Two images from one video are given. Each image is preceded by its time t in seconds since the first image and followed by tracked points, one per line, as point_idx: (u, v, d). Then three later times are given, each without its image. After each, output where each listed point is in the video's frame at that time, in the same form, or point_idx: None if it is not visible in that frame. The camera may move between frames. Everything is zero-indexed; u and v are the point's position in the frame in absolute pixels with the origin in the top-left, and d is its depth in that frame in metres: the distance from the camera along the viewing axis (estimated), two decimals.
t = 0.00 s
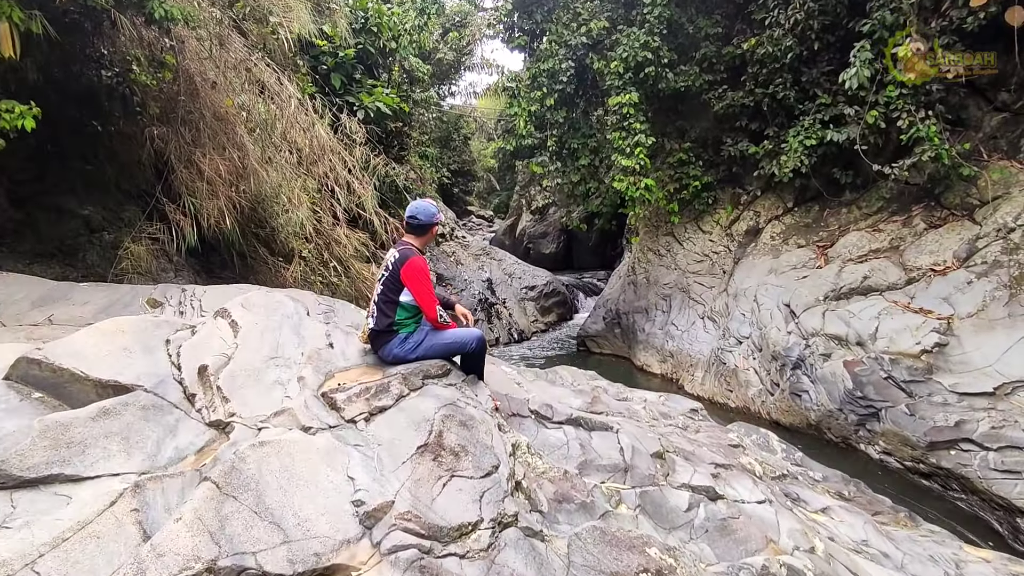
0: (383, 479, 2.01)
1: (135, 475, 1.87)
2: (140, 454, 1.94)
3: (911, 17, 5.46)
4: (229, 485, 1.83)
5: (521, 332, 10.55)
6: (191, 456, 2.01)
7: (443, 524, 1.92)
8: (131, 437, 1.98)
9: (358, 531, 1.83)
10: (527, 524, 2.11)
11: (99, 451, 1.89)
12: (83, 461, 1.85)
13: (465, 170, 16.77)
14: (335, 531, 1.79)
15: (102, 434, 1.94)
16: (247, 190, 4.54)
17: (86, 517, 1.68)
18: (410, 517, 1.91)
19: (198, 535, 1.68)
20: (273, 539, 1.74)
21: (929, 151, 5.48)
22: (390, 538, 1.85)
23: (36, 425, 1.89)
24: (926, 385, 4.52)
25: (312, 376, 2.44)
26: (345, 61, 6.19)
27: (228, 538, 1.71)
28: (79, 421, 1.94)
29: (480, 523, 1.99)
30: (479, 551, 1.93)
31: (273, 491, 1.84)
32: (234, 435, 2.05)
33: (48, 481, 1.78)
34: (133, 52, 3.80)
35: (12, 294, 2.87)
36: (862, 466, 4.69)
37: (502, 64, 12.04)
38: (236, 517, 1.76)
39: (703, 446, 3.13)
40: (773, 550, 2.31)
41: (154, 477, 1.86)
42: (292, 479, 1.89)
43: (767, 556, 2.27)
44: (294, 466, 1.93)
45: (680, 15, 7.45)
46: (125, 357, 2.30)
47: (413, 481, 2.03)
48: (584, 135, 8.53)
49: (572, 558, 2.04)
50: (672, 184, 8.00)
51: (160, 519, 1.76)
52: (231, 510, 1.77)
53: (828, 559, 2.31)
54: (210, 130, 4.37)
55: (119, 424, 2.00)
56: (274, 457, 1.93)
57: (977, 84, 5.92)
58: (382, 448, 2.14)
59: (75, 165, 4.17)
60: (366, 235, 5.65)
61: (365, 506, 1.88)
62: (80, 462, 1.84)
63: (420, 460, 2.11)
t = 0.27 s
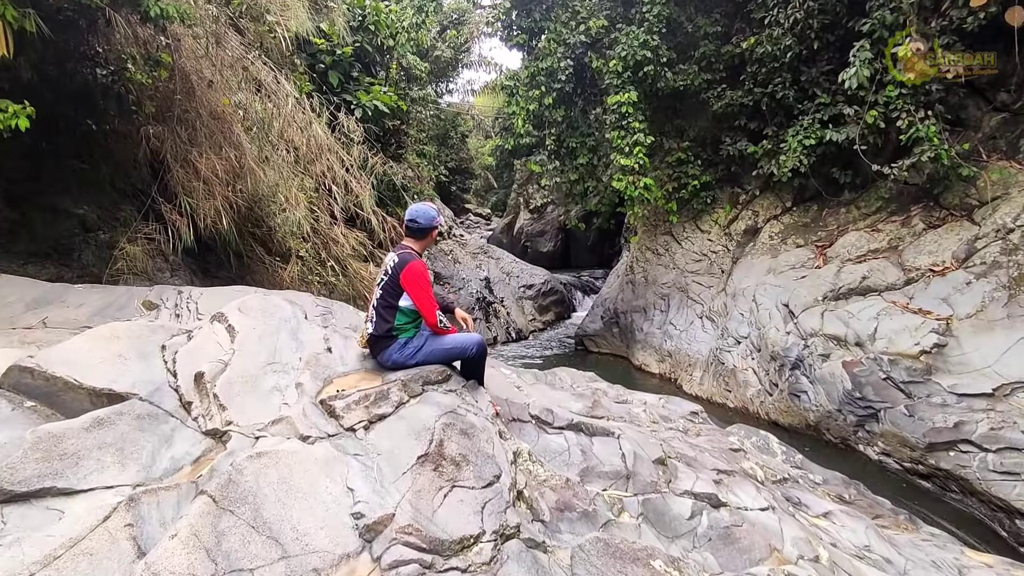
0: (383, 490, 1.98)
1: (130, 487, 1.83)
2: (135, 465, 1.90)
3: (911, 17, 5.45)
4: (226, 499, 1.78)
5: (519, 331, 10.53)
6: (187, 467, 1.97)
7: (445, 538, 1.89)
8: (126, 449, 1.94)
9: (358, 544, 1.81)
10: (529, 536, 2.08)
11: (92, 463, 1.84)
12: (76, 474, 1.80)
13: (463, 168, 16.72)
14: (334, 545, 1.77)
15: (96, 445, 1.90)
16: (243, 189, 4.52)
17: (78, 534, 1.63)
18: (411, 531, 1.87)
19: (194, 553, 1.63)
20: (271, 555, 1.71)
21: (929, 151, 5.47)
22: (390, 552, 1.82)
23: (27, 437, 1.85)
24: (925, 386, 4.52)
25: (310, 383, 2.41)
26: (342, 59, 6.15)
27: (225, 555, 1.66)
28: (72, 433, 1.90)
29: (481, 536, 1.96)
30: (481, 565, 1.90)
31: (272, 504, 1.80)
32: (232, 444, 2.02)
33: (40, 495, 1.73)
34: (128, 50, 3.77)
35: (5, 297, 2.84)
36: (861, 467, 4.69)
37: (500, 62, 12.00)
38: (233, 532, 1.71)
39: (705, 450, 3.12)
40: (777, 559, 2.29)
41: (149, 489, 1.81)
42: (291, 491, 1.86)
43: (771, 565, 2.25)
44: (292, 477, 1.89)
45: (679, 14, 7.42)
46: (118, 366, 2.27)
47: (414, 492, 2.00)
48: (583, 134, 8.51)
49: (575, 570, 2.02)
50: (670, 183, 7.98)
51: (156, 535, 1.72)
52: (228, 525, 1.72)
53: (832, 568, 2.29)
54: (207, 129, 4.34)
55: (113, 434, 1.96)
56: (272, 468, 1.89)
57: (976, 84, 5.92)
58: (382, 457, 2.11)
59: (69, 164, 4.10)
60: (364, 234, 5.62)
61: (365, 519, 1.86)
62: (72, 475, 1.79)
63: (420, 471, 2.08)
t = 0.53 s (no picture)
0: (379, 499, 1.92)
1: (116, 497, 1.77)
2: (122, 474, 1.85)
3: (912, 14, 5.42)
4: (216, 510, 1.70)
5: (517, 329, 10.50)
6: (177, 475, 1.91)
7: (443, 549, 1.83)
8: (113, 456, 1.89)
9: (353, 557, 1.73)
10: (529, 545, 2.03)
11: (78, 472, 1.79)
12: (60, 483, 1.74)
13: (461, 165, 16.67)
14: (328, 558, 1.69)
15: (82, 454, 1.85)
16: (238, 187, 4.47)
17: (60, 548, 1.55)
18: (408, 543, 1.80)
19: (181, 568, 1.54)
20: (262, 568, 1.62)
21: (928, 150, 5.44)
22: (386, 565, 1.74)
23: (10, 446, 1.80)
24: (925, 386, 4.51)
25: (305, 387, 2.36)
26: (339, 55, 6.09)
27: (215, 570, 1.57)
28: (57, 440, 1.86)
29: (481, 547, 1.92)
30: None
31: (263, 515, 1.73)
32: (223, 451, 1.95)
33: (22, 506, 1.66)
34: (121, 45, 3.72)
35: None
36: (860, 467, 4.67)
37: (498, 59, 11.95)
38: (223, 546, 1.63)
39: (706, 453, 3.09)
40: (783, 566, 2.26)
41: (136, 500, 1.72)
42: (284, 501, 1.79)
43: (776, 572, 2.22)
44: (286, 486, 1.83)
45: (679, 11, 7.37)
46: (106, 370, 2.23)
47: (411, 501, 1.95)
48: (581, 131, 8.47)
49: None
50: (669, 181, 7.95)
51: (143, 549, 1.62)
52: (217, 538, 1.64)
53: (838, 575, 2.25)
54: (201, 125, 4.27)
55: (100, 442, 1.92)
56: (264, 477, 1.83)
57: (976, 83, 5.90)
58: (379, 464, 2.05)
59: (61, 160, 4.05)
60: (361, 232, 5.58)
61: (360, 530, 1.78)
62: (57, 485, 1.73)
63: (418, 478, 2.04)
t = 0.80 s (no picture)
0: (374, 505, 1.88)
1: (100, 503, 1.69)
2: (107, 479, 1.78)
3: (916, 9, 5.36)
4: (203, 518, 1.62)
5: (516, 326, 10.47)
6: (164, 479, 1.83)
7: (439, 558, 1.80)
8: (97, 460, 1.81)
9: (346, 566, 1.69)
10: (529, 553, 2.00)
11: (60, 478, 1.71)
12: (40, 490, 1.66)
13: (460, 161, 16.60)
14: (320, 567, 1.64)
15: (63, 458, 1.77)
16: (235, 181, 4.41)
17: (37, 559, 1.44)
18: (403, 552, 1.77)
19: None
20: None
21: (932, 147, 5.41)
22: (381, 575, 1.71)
23: None
24: (927, 384, 4.47)
25: (299, 387, 2.32)
26: (337, 49, 6.02)
27: None
28: (37, 444, 1.77)
29: (479, 555, 1.89)
30: None
31: (253, 522, 1.66)
32: (212, 454, 1.89)
33: None
34: (114, 37, 3.62)
35: None
36: (860, 466, 4.64)
37: (497, 54, 11.88)
38: (209, 557, 1.56)
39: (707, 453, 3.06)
40: (789, 571, 2.22)
41: (120, 506, 1.64)
42: (275, 508, 1.73)
43: None
44: (277, 491, 1.77)
45: (679, 5, 7.30)
46: (92, 370, 2.17)
47: (407, 507, 1.91)
48: (581, 127, 8.41)
49: None
50: (669, 177, 7.90)
51: (124, 560, 1.53)
52: (203, 548, 1.57)
53: None
54: (197, 119, 4.20)
55: (83, 445, 1.83)
56: (254, 481, 1.76)
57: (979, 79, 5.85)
58: (374, 468, 2.00)
59: (54, 154, 3.98)
60: (359, 228, 5.54)
61: (354, 538, 1.74)
62: (36, 492, 1.65)
63: (415, 483, 2.00)
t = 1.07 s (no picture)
0: (368, 515, 1.78)
1: (77, 513, 1.60)
2: (85, 486, 1.69)
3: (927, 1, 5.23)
4: (184, 531, 1.55)
5: (516, 321, 10.41)
6: (148, 487, 1.74)
7: (437, 571, 1.71)
8: (76, 466, 1.74)
9: None
10: (533, 564, 1.92)
11: (36, 485, 1.65)
12: (13, 498, 1.59)
13: (461, 155, 16.51)
14: None
15: (40, 463, 1.71)
16: (231, 174, 4.32)
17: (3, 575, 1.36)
18: (399, 566, 1.67)
19: None
20: None
21: (940, 142, 5.31)
22: None
23: None
24: (932, 383, 4.43)
25: (292, 386, 2.24)
26: (336, 40, 5.93)
27: None
28: (13, 449, 1.71)
29: (480, 568, 1.79)
30: None
31: (239, 535, 1.58)
32: (200, 458, 1.81)
33: None
34: (108, 25, 3.53)
35: None
36: (864, 465, 4.59)
37: (499, 47, 11.78)
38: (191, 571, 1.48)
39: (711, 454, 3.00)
40: None
41: (97, 517, 1.54)
42: (263, 517, 1.64)
43: None
44: (265, 500, 1.68)
45: None
46: (73, 370, 2.10)
47: (403, 517, 1.81)
48: (583, 121, 8.32)
49: None
50: (672, 172, 7.82)
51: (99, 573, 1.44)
52: (185, 562, 1.49)
53: None
54: (192, 110, 4.13)
55: (62, 450, 1.77)
56: (242, 490, 1.68)
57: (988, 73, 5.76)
58: (368, 475, 1.91)
59: (48, 145, 4.00)
60: (358, 221, 5.47)
61: (347, 550, 1.65)
62: (9, 500, 1.58)
63: (411, 491, 1.90)
